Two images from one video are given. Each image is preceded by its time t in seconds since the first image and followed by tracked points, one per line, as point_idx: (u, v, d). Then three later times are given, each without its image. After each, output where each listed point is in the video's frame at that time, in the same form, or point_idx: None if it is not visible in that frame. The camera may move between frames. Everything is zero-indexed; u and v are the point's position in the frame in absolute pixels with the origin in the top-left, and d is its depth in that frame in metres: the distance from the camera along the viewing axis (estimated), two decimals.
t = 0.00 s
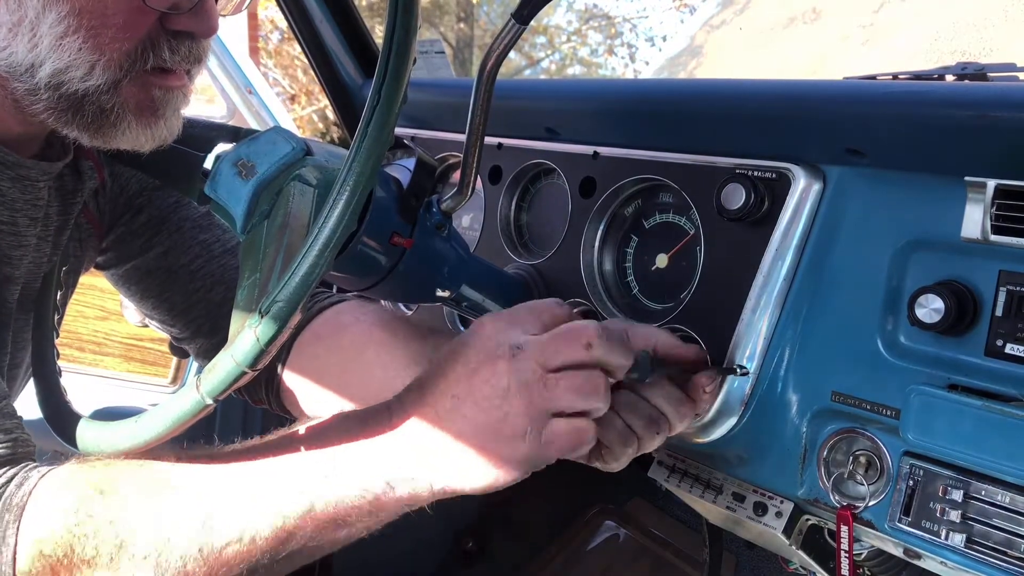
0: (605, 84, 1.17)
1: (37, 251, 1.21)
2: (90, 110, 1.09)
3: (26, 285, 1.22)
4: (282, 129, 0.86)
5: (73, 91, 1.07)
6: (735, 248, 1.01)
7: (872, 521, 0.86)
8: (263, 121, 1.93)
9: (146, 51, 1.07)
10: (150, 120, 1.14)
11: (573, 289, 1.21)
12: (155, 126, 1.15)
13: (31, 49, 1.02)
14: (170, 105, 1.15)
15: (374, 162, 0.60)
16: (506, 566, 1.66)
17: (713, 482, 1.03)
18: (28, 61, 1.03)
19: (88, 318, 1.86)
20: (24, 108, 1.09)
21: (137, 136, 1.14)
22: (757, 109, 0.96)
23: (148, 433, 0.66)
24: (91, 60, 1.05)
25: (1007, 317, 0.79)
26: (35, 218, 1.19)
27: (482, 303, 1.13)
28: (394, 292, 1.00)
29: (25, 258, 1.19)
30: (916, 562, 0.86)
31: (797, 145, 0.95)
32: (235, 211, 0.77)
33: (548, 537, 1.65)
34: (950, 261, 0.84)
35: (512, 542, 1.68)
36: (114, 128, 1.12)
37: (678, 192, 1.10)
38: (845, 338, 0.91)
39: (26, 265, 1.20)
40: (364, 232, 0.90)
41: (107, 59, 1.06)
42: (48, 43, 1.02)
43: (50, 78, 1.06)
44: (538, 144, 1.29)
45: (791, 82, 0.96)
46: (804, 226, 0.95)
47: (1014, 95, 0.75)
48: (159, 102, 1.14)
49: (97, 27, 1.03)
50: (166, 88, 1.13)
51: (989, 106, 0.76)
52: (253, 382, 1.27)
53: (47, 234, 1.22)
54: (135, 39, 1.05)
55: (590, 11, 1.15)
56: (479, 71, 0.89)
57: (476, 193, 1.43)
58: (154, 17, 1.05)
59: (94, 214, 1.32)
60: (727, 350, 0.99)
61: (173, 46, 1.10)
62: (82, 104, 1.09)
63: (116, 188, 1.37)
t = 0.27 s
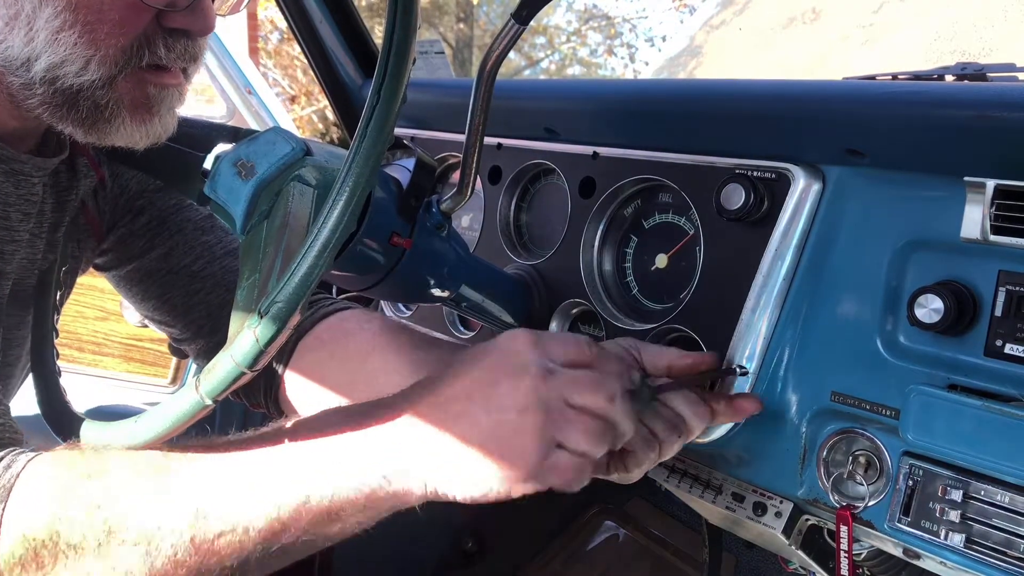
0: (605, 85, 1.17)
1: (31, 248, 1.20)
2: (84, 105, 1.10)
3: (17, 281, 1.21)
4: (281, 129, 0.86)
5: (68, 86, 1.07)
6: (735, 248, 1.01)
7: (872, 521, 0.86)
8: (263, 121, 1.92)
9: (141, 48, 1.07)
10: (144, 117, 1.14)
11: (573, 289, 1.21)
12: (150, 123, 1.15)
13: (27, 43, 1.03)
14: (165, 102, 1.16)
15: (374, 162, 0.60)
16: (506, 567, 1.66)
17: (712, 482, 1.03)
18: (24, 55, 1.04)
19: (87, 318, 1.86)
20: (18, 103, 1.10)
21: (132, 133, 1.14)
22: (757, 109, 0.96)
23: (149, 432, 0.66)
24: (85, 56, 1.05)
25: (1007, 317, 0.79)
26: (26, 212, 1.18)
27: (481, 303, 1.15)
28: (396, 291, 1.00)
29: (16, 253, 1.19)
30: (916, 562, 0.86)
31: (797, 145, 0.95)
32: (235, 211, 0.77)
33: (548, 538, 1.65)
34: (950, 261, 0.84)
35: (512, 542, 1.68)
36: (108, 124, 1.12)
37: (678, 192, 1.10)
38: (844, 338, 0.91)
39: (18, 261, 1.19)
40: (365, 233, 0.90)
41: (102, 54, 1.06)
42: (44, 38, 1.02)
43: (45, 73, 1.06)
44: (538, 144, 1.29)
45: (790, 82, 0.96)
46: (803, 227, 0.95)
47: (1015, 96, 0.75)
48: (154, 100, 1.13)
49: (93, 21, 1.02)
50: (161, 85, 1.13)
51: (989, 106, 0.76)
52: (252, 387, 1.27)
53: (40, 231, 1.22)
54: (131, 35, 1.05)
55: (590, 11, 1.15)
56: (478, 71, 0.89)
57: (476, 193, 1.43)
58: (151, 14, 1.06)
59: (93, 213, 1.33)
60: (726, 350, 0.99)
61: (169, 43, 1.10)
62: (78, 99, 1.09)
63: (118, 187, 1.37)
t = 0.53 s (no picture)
0: (606, 85, 1.17)
1: (20, 215, 1.22)
2: (81, 68, 1.14)
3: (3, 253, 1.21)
4: (281, 129, 0.86)
5: (63, 49, 1.13)
6: (735, 248, 1.01)
7: (872, 521, 0.86)
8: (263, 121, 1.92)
9: (137, 16, 1.10)
10: (139, 85, 1.15)
11: (573, 289, 1.21)
12: (144, 90, 1.16)
13: (29, 5, 1.12)
14: (160, 72, 1.17)
15: (369, 173, 0.60)
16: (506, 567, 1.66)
17: (712, 482, 1.03)
18: (26, 19, 1.14)
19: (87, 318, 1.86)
20: (19, 65, 1.19)
21: (126, 100, 1.16)
22: (757, 109, 0.96)
23: (140, 439, 0.66)
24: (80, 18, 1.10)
25: (1007, 317, 0.79)
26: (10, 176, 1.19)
27: (481, 303, 1.15)
28: (396, 292, 1.00)
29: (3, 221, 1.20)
30: (916, 563, 0.86)
31: (797, 145, 0.95)
32: (233, 213, 0.77)
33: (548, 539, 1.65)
34: (949, 261, 0.84)
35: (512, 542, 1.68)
36: (103, 88, 1.15)
37: (678, 192, 1.10)
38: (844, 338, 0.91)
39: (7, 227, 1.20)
40: (365, 233, 0.90)
41: (97, 19, 1.10)
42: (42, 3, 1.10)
43: (43, 36, 1.13)
44: (538, 144, 1.29)
45: (790, 82, 0.97)
46: (803, 227, 0.95)
47: (1014, 95, 0.75)
48: (149, 69, 1.16)
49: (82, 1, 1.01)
50: (155, 52, 1.15)
51: (988, 106, 0.76)
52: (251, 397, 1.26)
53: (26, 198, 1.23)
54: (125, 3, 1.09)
55: (589, 11, 1.15)
56: (478, 71, 0.89)
57: (476, 193, 1.43)
58: None
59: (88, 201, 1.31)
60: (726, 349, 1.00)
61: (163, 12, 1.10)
62: (75, 62, 1.14)
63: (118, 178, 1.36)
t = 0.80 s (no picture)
0: (605, 87, 1.17)
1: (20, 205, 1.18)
2: (50, 43, 1.00)
3: (5, 244, 1.18)
4: (285, 130, 0.85)
5: (32, 20, 0.98)
6: (735, 248, 1.01)
7: (872, 521, 0.86)
8: (262, 121, 1.91)
9: None
10: (113, 62, 1.02)
11: (573, 290, 1.21)
12: (120, 68, 1.03)
13: None
14: (131, 49, 1.02)
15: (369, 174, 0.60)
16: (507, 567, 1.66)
17: (712, 482, 1.03)
18: None
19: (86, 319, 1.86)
20: None
21: (101, 79, 1.04)
22: (757, 111, 0.96)
23: (141, 439, 0.66)
24: None
25: (1006, 317, 0.79)
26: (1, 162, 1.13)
27: (481, 303, 1.15)
28: (396, 293, 1.00)
29: None
30: (915, 563, 0.86)
31: (797, 146, 0.95)
32: (235, 214, 0.77)
33: (548, 538, 1.66)
34: (949, 261, 0.84)
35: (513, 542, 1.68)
36: (75, 64, 1.02)
37: (678, 192, 1.10)
38: (844, 339, 0.91)
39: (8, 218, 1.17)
40: (364, 233, 0.90)
41: None
42: None
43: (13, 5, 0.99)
44: (538, 145, 1.29)
45: (791, 83, 0.97)
46: (803, 227, 0.95)
47: (1015, 96, 0.75)
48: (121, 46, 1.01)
49: None
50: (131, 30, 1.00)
51: (988, 107, 0.76)
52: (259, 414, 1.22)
53: (21, 186, 1.16)
54: None
55: (589, 12, 1.13)
56: (478, 71, 0.89)
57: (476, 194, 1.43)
58: None
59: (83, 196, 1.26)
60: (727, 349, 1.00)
61: None
62: (44, 36, 1.00)
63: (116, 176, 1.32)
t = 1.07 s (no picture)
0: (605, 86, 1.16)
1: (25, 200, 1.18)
2: (49, 42, 1.01)
3: (9, 238, 1.17)
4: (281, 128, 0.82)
5: (32, 21, 1.00)
6: (735, 248, 1.01)
7: (872, 521, 0.86)
8: (262, 121, 1.90)
9: None
10: (110, 63, 1.01)
11: (573, 289, 1.21)
12: (118, 69, 1.02)
13: None
14: (127, 50, 1.00)
15: (364, 180, 0.60)
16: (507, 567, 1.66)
17: (712, 482, 1.03)
18: None
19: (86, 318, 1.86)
20: None
21: (99, 79, 1.03)
22: (757, 110, 0.96)
23: (138, 437, 0.66)
24: None
25: (1006, 317, 0.79)
26: (9, 156, 1.13)
27: (481, 303, 1.15)
28: (395, 293, 1.00)
29: (6, 208, 1.15)
30: (915, 563, 0.86)
31: (797, 145, 0.95)
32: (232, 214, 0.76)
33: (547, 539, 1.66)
34: (949, 261, 0.84)
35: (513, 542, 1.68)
36: (73, 64, 1.02)
37: (678, 192, 1.10)
38: (844, 339, 0.91)
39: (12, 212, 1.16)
40: (364, 233, 0.89)
41: None
42: None
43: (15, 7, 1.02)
44: (538, 144, 1.29)
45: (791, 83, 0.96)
46: (803, 226, 0.95)
47: (1015, 95, 0.75)
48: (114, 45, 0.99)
49: None
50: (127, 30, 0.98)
51: (989, 106, 0.76)
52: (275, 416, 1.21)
53: (29, 182, 1.16)
54: None
55: (589, 11, 1.13)
56: (478, 70, 0.89)
57: (476, 193, 1.42)
58: None
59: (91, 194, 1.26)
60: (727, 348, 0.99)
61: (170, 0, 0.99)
62: (43, 36, 1.01)
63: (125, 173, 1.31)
